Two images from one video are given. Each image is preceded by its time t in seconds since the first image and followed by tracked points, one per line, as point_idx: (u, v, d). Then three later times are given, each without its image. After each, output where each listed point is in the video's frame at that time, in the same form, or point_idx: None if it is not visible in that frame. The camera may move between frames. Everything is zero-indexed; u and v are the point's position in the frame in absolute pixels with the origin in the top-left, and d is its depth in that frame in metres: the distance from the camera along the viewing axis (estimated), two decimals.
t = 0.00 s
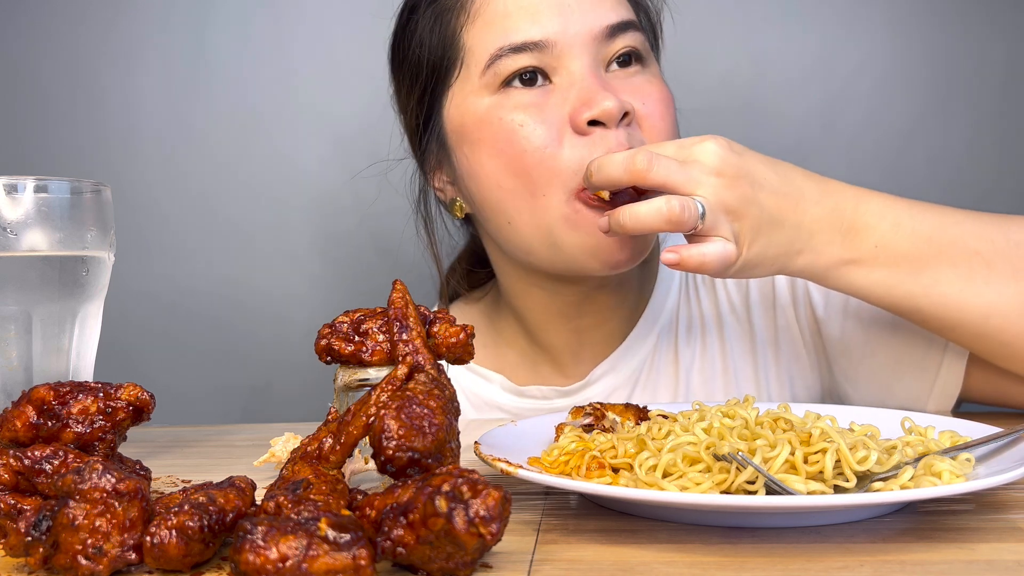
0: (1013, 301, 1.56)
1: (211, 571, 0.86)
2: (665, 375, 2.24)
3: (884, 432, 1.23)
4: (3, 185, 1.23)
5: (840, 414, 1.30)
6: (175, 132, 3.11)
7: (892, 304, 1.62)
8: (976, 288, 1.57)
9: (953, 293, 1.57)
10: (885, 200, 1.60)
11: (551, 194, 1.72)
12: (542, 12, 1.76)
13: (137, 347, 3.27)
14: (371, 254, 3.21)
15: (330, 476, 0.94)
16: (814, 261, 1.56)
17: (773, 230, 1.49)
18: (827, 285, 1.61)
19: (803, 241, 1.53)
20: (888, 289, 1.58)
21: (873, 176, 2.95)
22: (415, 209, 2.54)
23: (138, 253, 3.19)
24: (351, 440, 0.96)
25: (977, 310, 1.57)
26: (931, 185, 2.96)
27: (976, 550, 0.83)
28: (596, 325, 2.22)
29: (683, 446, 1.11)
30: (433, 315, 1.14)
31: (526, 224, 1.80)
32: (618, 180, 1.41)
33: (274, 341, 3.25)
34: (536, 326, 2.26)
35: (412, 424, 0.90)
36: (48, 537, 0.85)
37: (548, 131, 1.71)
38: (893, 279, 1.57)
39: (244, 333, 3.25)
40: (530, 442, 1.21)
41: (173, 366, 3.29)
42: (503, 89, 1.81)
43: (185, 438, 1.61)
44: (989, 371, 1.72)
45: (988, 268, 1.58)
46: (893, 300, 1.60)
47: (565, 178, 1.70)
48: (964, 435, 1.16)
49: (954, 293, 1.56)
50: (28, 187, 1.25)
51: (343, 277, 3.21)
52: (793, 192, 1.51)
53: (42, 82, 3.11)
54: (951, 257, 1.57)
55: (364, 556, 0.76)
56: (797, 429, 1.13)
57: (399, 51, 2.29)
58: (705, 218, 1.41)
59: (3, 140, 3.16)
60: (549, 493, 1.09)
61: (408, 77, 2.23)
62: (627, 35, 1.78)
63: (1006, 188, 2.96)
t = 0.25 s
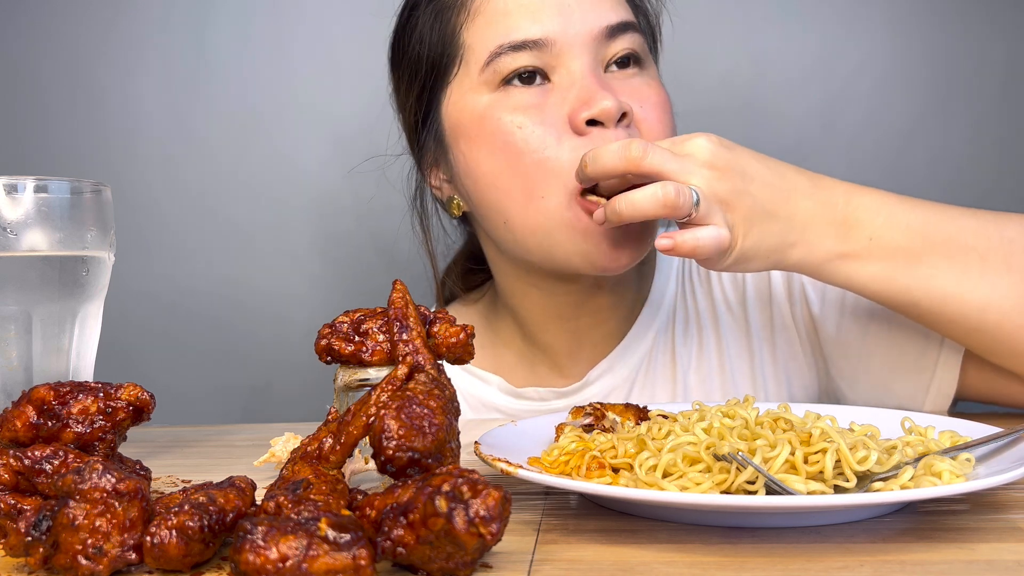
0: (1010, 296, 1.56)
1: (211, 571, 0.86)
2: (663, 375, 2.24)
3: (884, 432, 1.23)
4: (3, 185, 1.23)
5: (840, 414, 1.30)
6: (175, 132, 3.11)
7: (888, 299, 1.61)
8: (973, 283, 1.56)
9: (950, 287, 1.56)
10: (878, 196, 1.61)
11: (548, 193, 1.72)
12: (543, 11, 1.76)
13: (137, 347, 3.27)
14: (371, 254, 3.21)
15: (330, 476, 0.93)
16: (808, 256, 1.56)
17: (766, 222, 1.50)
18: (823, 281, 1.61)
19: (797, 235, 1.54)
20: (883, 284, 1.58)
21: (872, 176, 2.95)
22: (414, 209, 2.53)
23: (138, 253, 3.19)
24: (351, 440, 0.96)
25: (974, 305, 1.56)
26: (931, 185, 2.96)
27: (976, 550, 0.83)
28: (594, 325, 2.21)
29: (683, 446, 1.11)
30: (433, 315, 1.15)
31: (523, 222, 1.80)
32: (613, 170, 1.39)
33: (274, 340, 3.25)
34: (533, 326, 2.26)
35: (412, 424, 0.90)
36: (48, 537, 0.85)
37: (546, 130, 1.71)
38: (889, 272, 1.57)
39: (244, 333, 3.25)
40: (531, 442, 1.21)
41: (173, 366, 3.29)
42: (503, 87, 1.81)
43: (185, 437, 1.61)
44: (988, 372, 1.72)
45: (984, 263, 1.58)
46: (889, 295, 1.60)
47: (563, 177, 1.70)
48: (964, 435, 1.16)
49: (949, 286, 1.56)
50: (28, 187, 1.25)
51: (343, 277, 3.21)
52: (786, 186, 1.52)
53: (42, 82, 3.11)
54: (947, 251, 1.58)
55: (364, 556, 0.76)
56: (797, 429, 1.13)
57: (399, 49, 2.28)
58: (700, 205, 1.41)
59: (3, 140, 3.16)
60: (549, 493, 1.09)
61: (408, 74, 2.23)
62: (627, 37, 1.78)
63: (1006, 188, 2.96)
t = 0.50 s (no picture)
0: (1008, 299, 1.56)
1: (211, 571, 0.86)
2: (661, 376, 2.24)
3: (884, 432, 1.23)
4: (3, 186, 1.23)
5: (840, 414, 1.30)
6: (175, 132, 3.11)
7: (887, 302, 1.61)
8: (972, 285, 1.57)
9: (949, 289, 1.56)
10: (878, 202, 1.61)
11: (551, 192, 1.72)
12: (545, 14, 1.76)
13: (137, 347, 3.27)
14: (371, 254, 3.21)
15: (330, 476, 0.93)
16: (809, 259, 1.55)
17: (770, 220, 1.49)
18: (822, 285, 1.60)
19: (798, 237, 1.53)
20: (882, 287, 1.58)
21: (872, 177, 2.95)
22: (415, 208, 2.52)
23: (138, 253, 3.19)
24: (351, 440, 0.96)
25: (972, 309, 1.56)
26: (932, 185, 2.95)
27: (976, 550, 0.83)
28: (593, 324, 2.22)
29: (683, 446, 1.11)
30: (433, 315, 1.14)
31: (525, 221, 1.80)
32: (622, 156, 1.39)
33: (274, 340, 3.25)
34: (532, 326, 2.27)
35: (412, 424, 0.90)
36: (48, 537, 0.85)
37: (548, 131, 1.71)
38: (890, 274, 1.57)
39: (243, 333, 3.25)
40: (531, 442, 1.21)
41: (173, 366, 3.29)
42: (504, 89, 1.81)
43: (185, 437, 1.61)
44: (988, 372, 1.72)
45: (982, 267, 1.58)
46: (889, 298, 1.59)
47: (565, 176, 1.70)
48: (964, 435, 1.16)
49: (949, 288, 1.56)
50: (28, 187, 1.25)
51: (343, 277, 3.21)
52: (789, 186, 1.51)
53: (42, 82, 3.11)
54: (946, 253, 1.58)
55: (364, 556, 0.76)
56: (797, 429, 1.13)
57: (399, 48, 2.27)
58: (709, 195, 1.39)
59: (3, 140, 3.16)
60: (549, 493, 1.09)
61: (408, 74, 2.22)
62: (628, 40, 1.78)
63: (1007, 188, 2.95)
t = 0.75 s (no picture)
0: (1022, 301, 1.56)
1: (211, 571, 0.86)
2: (661, 377, 2.26)
3: (884, 432, 1.23)
4: (3, 185, 1.23)
5: (840, 414, 1.30)
6: (174, 132, 3.11)
7: (904, 308, 1.59)
8: (985, 288, 1.56)
9: (963, 292, 1.56)
10: (886, 213, 1.62)
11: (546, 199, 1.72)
12: (533, 21, 1.74)
13: (137, 347, 3.27)
14: (370, 254, 3.20)
15: (329, 475, 0.93)
16: (826, 263, 1.54)
17: (792, 215, 1.49)
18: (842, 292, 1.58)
19: (814, 240, 1.52)
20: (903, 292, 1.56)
21: (872, 177, 2.95)
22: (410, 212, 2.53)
23: (138, 253, 3.19)
24: (351, 440, 0.96)
25: (985, 312, 1.56)
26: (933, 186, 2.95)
27: (976, 550, 0.84)
28: (591, 324, 2.22)
29: (683, 446, 1.11)
30: (433, 315, 1.14)
31: (521, 227, 1.81)
32: (655, 145, 1.34)
33: (274, 340, 3.25)
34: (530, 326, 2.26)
35: (412, 424, 0.90)
36: (48, 537, 0.85)
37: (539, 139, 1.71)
38: (908, 278, 1.55)
39: (244, 333, 3.25)
40: (531, 442, 1.21)
41: (173, 366, 3.29)
42: (496, 98, 1.80)
43: (186, 437, 1.61)
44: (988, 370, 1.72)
45: (995, 270, 1.58)
46: (904, 304, 1.58)
47: (558, 182, 1.71)
48: (964, 435, 1.16)
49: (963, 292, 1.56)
50: (28, 187, 1.25)
51: (343, 277, 3.21)
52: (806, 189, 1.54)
53: (42, 82, 3.11)
54: (957, 258, 1.59)
55: (364, 556, 0.76)
56: (797, 429, 1.13)
57: (389, 55, 2.27)
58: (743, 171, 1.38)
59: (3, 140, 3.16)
60: (549, 493, 1.09)
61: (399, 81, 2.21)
62: (618, 43, 1.77)
63: (1008, 188, 2.94)
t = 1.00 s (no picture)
0: None
1: (212, 571, 0.86)
2: (658, 375, 2.25)
3: (884, 432, 1.23)
4: (3, 185, 1.23)
5: (840, 414, 1.30)
6: (174, 132, 3.11)
7: (923, 306, 1.58)
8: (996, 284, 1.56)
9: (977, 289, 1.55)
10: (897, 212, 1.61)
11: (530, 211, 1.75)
12: (512, 37, 1.74)
13: (137, 347, 3.27)
14: (370, 254, 3.20)
15: (330, 476, 0.93)
16: (844, 262, 1.51)
17: (813, 205, 1.46)
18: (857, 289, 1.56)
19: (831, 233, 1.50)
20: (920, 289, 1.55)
21: (872, 177, 2.94)
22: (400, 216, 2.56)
23: (138, 253, 3.19)
24: (351, 440, 0.96)
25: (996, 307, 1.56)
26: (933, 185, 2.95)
27: (976, 550, 0.84)
28: (585, 323, 2.22)
29: (683, 446, 1.11)
30: (432, 315, 1.14)
31: (507, 238, 1.84)
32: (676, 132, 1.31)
33: (273, 340, 3.25)
34: (526, 324, 2.26)
35: (412, 424, 0.90)
36: (48, 537, 0.85)
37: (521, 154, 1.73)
38: (926, 276, 1.55)
39: (244, 333, 3.25)
40: (531, 442, 1.21)
41: (173, 366, 3.29)
42: (477, 113, 1.81)
43: (186, 437, 1.61)
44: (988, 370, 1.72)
45: (1004, 264, 1.58)
46: (920, 302, 1.57)
47: (542, 194, 1.73)
48: (964, 435, 1.16)
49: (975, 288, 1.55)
50: (28, 187, 1.25)
51: (343, 277, 3.21)
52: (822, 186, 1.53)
53: (42, 82, 3.11)
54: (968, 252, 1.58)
55: (364, 556, 0.76)
56: (797, 429, 1.13)
57: (377, 62, 2.26)
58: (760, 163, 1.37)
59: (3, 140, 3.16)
60: (549, 493, 1.09)
61: (387, 89, 2.22)
62: (599, 52, 1.77)
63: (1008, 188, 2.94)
